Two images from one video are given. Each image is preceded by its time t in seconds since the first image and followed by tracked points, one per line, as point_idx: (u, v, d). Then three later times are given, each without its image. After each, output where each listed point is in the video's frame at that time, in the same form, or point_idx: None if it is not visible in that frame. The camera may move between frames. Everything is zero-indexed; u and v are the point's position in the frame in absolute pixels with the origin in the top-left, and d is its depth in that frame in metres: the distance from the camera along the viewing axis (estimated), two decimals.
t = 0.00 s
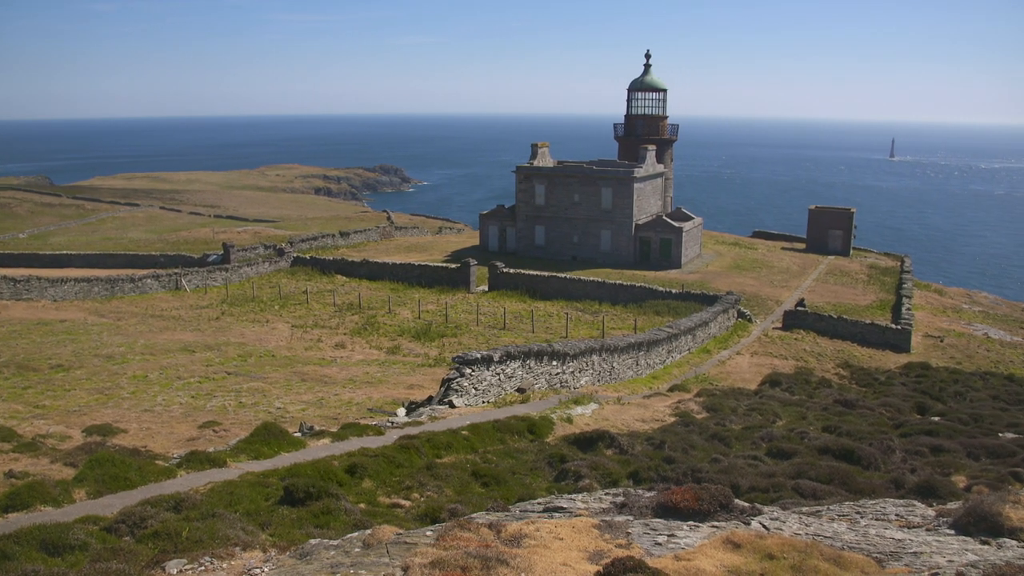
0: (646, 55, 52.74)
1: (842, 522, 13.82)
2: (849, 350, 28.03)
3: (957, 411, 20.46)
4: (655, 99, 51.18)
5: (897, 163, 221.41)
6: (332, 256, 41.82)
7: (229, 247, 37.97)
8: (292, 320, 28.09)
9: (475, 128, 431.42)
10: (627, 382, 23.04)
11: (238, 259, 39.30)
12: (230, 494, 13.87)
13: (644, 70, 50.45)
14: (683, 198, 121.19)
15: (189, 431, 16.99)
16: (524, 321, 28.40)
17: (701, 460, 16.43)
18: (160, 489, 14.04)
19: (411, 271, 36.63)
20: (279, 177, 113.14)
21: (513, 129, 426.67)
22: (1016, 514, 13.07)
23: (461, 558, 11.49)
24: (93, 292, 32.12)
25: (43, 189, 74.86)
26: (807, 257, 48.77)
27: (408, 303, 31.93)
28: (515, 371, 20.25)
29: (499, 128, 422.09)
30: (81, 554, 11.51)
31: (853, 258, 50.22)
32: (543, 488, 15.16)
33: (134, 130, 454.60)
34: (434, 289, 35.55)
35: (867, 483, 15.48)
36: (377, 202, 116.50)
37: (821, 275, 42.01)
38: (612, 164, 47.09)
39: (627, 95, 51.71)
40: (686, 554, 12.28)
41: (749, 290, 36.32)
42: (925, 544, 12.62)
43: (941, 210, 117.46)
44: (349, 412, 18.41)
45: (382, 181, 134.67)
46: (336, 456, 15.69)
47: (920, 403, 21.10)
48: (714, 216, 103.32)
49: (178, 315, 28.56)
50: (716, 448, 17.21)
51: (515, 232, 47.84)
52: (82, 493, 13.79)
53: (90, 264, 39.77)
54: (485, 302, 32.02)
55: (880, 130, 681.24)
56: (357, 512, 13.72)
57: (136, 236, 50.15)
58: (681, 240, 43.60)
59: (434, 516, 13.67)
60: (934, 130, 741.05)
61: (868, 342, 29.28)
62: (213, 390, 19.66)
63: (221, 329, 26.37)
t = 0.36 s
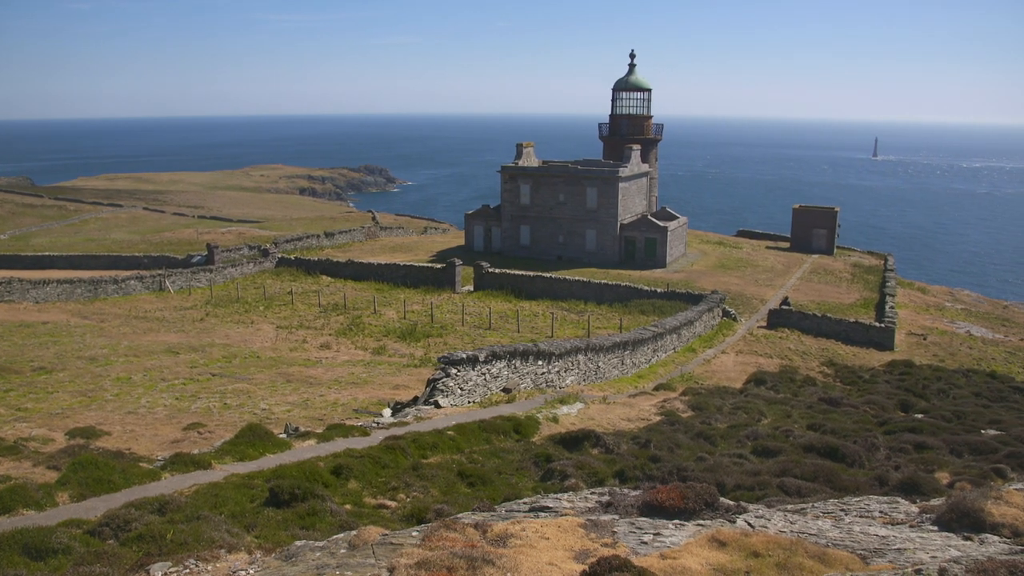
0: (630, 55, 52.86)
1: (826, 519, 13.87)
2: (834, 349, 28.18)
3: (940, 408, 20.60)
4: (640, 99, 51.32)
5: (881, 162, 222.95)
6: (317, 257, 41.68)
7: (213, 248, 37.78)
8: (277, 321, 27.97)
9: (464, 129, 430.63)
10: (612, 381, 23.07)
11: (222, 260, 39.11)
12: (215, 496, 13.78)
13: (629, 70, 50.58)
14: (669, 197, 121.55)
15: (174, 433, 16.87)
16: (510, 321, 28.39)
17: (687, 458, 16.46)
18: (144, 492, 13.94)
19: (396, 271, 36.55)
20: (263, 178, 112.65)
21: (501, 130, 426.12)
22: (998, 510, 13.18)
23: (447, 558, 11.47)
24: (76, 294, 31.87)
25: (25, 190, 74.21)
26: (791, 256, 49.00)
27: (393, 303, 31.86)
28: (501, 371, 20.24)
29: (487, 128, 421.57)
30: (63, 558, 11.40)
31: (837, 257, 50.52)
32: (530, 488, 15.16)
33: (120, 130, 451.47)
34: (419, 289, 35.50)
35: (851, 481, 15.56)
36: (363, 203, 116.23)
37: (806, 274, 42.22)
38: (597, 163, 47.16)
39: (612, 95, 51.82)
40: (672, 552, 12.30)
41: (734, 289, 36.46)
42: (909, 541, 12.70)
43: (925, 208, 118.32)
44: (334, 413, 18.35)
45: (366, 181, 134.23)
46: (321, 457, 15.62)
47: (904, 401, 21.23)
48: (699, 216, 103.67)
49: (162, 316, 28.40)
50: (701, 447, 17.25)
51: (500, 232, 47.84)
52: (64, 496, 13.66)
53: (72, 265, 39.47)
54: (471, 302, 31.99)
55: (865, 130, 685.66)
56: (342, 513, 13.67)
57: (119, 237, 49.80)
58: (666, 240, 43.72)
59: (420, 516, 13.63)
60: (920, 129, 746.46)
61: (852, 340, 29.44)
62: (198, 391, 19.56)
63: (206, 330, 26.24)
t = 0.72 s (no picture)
0: (615, 55, 52.92)
1: (811, 517, 13.93)
2: (818, 347, 28.34)
3: (924, 405, 20.76)
4: (625, 99, 51.39)
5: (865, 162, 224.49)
6: (302, 257, 41.56)
7: (197, 249, 37.63)
8: (262, 322, 27.87)
9: (452, 129, 430.52)
10: (598, 380, 23.11)
11: (206, 261, 38.93)
12: (200, 498, 13.70)
13: (614, 70, 50.64)
14: (653, 196, 121.77)
15: (158, 435, 16.77)
16: (495, 321, 28.38)
17: (672, 458, 16.50)
18: (129, 495, 13.85)
19: (382, 271, 36.48)
20: (248, 178, 112.24)
21: (489, 130, 426.33)
22: (981, 506, 13.30)
23: (433, 559, 11.44)
24: (58, 296, 31.62)
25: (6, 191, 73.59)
26: (776, 255, 49.22)
27: (378, 304, 31.80)
28: (487, 371, 20.24)
29: (475, 128, 421.76)
30: (46, 563, 11.30)
31: (821, 255, 50.81)
32: (516, 487, 15.16)
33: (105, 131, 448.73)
34: (404, 289, 35.46)
35: (836, 478, 15.65)
36: (349, 203, 115.97)
37: (790, 273, 42.44)
38: (582, 163, 47.20)
39: (597, 95, 51.87)
40: (658, 551, 12.32)
41: (719, 288, 36.59)
42: (893, 537, 12.78)
43: (908, 207, 119.18)
44: (320, 414, 18.29)
45: (351, 181, 133.95)
46: (307, 459, 15.56)
47: (888, 399, 21.36)
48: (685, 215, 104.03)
49: (146, 318, 28.25)
50: (687, 445, 17.30)
51: (485, 232, 47.83)
52: (47, 500, 13.54)
53: (54, 267, 39.18)
54: (456, 303, 31.98)
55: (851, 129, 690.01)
56: (328, 514, 13.62)
57: (102, 238, 49.47)
58: (650, 239, 43.82)
59: (407, 517, 13.60)
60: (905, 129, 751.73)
61: (836, 338, 29.61)
62: (182, 393, 19.47)
63: (190, 331, 26.09)
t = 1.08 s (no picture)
0: (600, 55, 52.96)
1: (796, 514, 13.99)
2: (802, 345, 28.47)
3: (907, 403, 20.90)
4: (610, 98, 51.45)
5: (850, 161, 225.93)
6: (287, 258, 41.42)
7: (181, 250, 37.42)
8: (247, 323, 27.74)
9: (440, 129, 430.53)
10: (584, 380, 23.14)
11: (191, 262, 38.72)
12: (185, 501, 13.61)
13: (598, 70, 50.69)
14: (640, 196, 122.11)
15: (143, 437, 16.66)
16: (481, 321, 28.36)
17: (658, 456, 16.52)
18: (113, 498, 13.75)
19: (367, 272, 36.40)
20: (232, 179, 111.73)
21: (477, 130, 426.03)
22: (963, 502, 13.42)
23: (419, 560, 11.41)
24: (41, 298, 31.35)
25: None
26: (761, 254, 49.44)
27: (364, 304, 31.71)
28: (473, 371, 20.21)
29: (464, 129, 421.70)
30: (29, 567, 11.19)
31: (805, 254, 51.08)
32: (502, 487, 15.15)
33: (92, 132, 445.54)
34: (390, 289, 35.39)
35: (821, 475, 15.72)
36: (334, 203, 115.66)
37: (774, 271, 42.63)
38: (567, 163, 47.23)
39: (582, 94, 51.90)
40: (644, 550, 12.33)
41: (704, 287, 36.69)
42: (877, 534, 12.86)
43: (892, 206, 120.02)
44: (306, 415, 18.22)
45: (336, 182, 133.64)
46: (293, 460, 15.51)
47: (872, 396, 21.48)
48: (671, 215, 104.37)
49: (129, 320, 28.06)
50: (673, 444, 17.34)
51: (470, 232, 47.80)
52: (30, 504, 13.41)
53: (36, 268, 38.85)
54: (442, 303, 31.94)
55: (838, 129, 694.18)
56: (314, 515, 13.56)
57: (85, 240, 49.11)
58: (636, 239, 43.93)
59: (393, 518, 13.57)
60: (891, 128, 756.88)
61: (820, 336, 29.75)
62: (166, 395, 19.36)
63: (174, 333, 25.93)
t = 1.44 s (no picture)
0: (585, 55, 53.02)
1: (782, 512, 14.04)
2: (788, 344, 28.60)
3: (892, 401, 21.03)
4: (595, 98, 51.51)
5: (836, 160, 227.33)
6: (272, 259, 41.29)
7: (166, 251, 37.23)
8: (232, 324, 27.63)
9: (429, 129, 429.62)
10: (570, 379, 23.17)
11: (175, 263, 38.50)
12: (170, 503, 13.53)
13: (584, 69, 50.73)
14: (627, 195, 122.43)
15: (127, 440, 16.56)
16: (467, 321, 28.34)
17: (645, 456, 16.55)
18: (97, 501, 13.64)
19: (353, 272, 36.32)
20: (216, 179, 111.22)
21: (466, 130, 425.74)
22: (947, 498, 13.52)
23: (406, 560, 11.38)
24: (24, 299, 31.09)
25: None
26: (746, 253, 49.63)
27: (350, 304, 31.64)
28: (459, 372, 20.19)
29: (453, 128, 421.32)
30: (11, 571, 11.10)
31: (790, 253, 51.33)
32: (489, 487, 15.15)
33: (78, 132, 443.15)
34: (376, 290, 35.32)
35: (807, 473, 15.79)
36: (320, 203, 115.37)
37: (760, 270, 42.81)
38: (552, 163, 47.27)
39: (567, 94, 51.94)
40: (631, 548, 12.36)
41: (690, 286, 36.80)
42: (862, 531, 12.93)
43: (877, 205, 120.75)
44: (292, 416, 18.16)
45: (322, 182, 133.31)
46: (279, 461, 15.45)
47: (857, 394, 21.60)
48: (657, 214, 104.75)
49: (114, 321, 27.88)
50: (659, 443, 17.37)
51: (456, 232, 47.77)
52: (13, 507, 13.29)
53: (18, 270, 38.53)
54: (428, 303, 31.90)
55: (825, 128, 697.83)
56: (300, 517, 13.52)
57: (68, 241, 48.75)
58: (622, 239, 44.04)
59: (380, 519, 13.53)
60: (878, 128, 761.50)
61: (806, 335, 29.88)
62: (152, 397, 19.25)
63: (159, 334, 25.80)
